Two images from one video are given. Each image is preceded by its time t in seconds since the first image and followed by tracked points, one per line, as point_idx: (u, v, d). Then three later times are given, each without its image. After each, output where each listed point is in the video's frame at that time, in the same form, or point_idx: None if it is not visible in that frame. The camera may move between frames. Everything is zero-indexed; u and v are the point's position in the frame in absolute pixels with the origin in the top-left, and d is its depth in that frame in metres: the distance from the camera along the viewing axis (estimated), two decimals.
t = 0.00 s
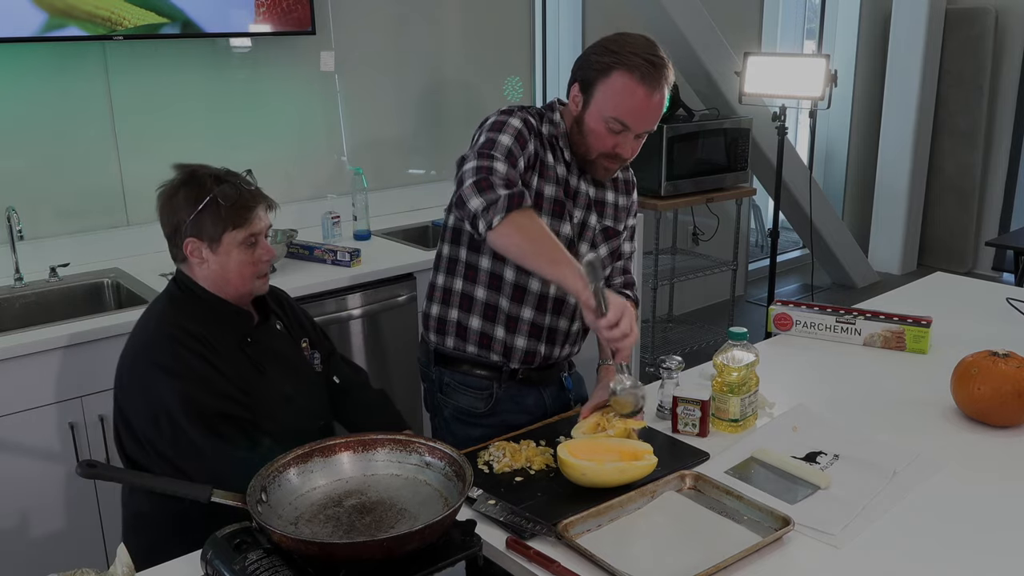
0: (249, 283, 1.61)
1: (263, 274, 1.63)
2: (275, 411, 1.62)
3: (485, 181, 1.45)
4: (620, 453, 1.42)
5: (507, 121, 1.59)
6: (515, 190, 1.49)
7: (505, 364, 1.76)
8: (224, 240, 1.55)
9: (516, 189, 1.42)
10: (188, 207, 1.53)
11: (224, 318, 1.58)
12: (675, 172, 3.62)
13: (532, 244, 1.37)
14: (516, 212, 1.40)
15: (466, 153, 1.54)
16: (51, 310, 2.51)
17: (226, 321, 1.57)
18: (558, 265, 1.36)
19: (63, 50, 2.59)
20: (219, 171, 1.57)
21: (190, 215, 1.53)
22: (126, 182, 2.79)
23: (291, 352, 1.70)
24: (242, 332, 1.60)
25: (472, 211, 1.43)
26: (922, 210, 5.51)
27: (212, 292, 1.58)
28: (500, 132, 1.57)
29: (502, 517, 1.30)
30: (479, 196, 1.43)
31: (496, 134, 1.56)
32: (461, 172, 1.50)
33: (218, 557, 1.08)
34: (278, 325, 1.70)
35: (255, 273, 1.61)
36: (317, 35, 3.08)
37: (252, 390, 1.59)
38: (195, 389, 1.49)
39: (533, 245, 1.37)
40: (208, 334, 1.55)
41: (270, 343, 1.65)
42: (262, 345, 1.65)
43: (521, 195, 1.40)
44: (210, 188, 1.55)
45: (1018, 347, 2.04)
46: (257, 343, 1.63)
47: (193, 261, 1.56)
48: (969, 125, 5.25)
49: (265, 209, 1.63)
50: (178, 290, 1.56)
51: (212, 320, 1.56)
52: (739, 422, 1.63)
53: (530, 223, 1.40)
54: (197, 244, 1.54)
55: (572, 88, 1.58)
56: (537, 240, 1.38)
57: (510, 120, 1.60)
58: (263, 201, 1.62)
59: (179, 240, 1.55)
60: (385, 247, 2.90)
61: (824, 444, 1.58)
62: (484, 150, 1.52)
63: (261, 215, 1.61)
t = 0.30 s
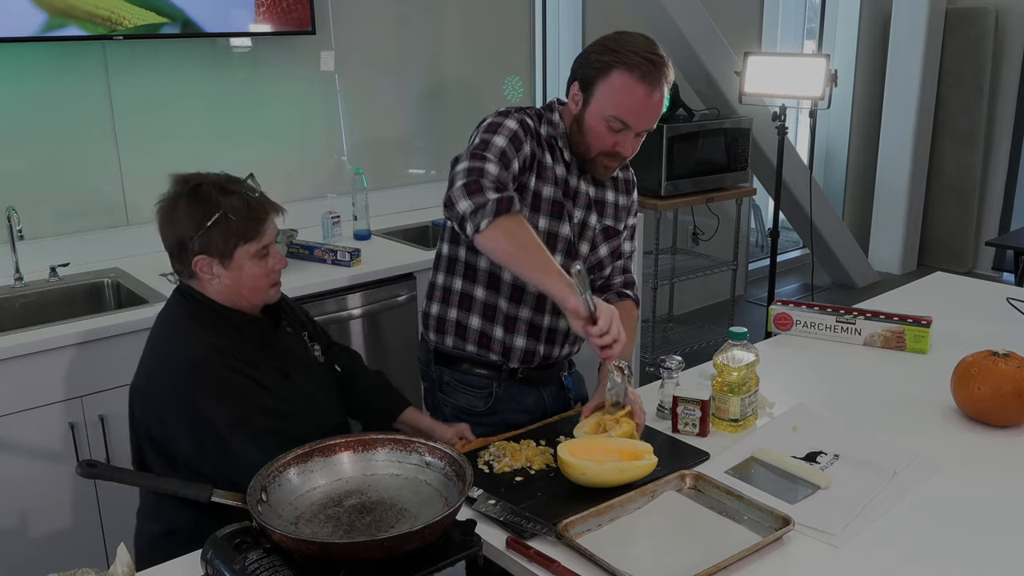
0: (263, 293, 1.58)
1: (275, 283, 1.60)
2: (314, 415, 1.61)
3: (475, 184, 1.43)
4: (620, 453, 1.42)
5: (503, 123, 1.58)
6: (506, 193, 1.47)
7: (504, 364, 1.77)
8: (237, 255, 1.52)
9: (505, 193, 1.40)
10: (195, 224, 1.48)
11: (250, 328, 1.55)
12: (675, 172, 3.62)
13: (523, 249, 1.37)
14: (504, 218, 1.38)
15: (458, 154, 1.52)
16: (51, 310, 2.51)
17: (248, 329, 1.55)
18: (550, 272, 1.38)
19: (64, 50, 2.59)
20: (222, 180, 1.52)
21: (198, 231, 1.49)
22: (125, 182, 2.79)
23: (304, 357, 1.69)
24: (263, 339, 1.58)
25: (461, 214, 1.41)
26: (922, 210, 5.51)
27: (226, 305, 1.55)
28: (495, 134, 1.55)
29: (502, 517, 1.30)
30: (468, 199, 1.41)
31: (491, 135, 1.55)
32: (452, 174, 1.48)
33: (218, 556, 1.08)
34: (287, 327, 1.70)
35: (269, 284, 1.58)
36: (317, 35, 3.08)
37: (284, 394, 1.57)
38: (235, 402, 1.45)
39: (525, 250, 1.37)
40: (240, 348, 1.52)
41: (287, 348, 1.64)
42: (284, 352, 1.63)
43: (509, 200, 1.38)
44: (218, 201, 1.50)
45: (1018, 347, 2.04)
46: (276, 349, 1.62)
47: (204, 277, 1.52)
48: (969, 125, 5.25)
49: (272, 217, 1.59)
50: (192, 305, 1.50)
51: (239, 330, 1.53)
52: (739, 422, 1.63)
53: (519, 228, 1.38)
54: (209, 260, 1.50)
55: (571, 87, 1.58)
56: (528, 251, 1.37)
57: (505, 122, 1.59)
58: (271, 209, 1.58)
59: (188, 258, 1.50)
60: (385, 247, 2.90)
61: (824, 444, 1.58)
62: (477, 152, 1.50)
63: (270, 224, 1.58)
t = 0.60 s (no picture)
0: (265, 298, 1.58)
1: (275, 287, 1.60)
2: (326, 411, 1.64)
3: (476, 194, 1.47)
4: (620, 453, 1.42)
5: (501, 125, 1.59)
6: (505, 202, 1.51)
7: (503, 364, 1.77)
8: (238, 262, 1.51)
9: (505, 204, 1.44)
10: (193, 233, 1.47)
11: (258, 331, 1.57)
12: (675, 172, 3.62)
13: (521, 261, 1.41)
14: (504, 229, 1.42)
15: (457, 160, 1.54)
16: (51, 310, 2.51)
17: (254, 330, 1.56)
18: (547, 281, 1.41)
19: (64, 51, 2.59)
20: (218, 186, 1.51)
21: (196, 240, 1.48)
22: (126, 182, 2.80)
23: (308, 353, 1.70)
24: (269, 341, 1.59)
25: (461, 223, 1.45)
26: (922, 210, 5.51)
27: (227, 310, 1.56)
28: (493, 138, 1.56)
29: (502, 517, 1.30)
30: (469, 208, 1.46)
31: (489, 140, 1.56)
32: (452, 180, 1.51)
33: (218, 557, 1.08)
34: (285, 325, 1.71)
35: (269, 289, 1.58)
36: (317, 35, 3.08)
37: (295, 393, 1.59)
38: (248, 403, 1.46)
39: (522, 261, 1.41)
40: (251, 350, 1.53)
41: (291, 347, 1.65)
42: (291, 351, 1.65)
43: (508, 212, 1.42)
44: (217, 208, 1.49)
45: (1017, 347, 2.04)
46: (283, 347, 1.63)
47: (204, 286, 1.52)
48: (969, 125, 5.25)
49: (272, 221, 1.58)
50: (193, 311, 1.50)
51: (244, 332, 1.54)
52: (739, 422, 1.63)
53: (517, 237, 1.43)
54: (208, 269, 1.50)
55: (570, 89, 1.58)
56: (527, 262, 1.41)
57: (503, 125, 1.59)
58: (270, 214, 1.57)
59: (187, 267, 1.49)
60: (385, 247, 2.90)
61: (824, 444, 1.58)
62: (476, 157, 1.52)
63: (269, 228, 1.57)
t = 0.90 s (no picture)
0: (261, 296, 1.58)
1: (270, 286, 1.60)
2: (327, 407, 1.65)
3: (484, 204, 1.44)
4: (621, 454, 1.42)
5: (504, 128, 1.58)
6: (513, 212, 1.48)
7: (504, 365, 1.77)
8: (232, 261, 1.51)
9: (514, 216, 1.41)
10: (186, 232, 1.47)
11: (258, 332, 1.57)
12: (675, 172, 3.62)
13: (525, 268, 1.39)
14: (511, 241, 1.39)
15: (463, 165, 1.52)
16: (51, 310, 2.51)
17: (253, 331, 1.56)
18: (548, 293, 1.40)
19: (64, 50, 2.59)
20: (211, 185, 1.50)
21: (191, 239, 1.48)
22: (126, 182, 2.80)
23: (306, 352, 1.70)
24: (268, 340, 1.59)
25: (467, 232, 1.42)
26: (922, 210, 5.51)
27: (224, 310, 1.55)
28: (496, 141, 1.56)
29: (502, 517, 1.30)
30: (476, 218, 1.42)
31: (493, 143, 1.56)
32: (459, 187, 1.48)
33: (218, 556, 1.08)
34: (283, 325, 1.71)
35: (264, 288, 1.58)
36: (317, 35, 3.08)
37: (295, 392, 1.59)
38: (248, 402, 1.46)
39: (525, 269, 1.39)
40: (251, 350, 1.53)
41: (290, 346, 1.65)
42: (290, 349, 1.65)
43: (517, 225, 1.39)
44: (211, 207, 1.49)
45: (1017, 347, 2.04)
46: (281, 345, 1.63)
47: (199, 285, 1.51)
48: (969, 125, 5.25)
49: (267, 219, 1.58)
50: (192, 313, 1.50)
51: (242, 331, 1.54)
52: (739, 422, 1.63)
53: (523, 251, 1.40)
54: (203, 268, 1.49)
55: (572, 91, 1.58)
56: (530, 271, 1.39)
57: (506, 127, 1.59)
58: (265, 212, 1.57)
59: (182, 266, 1.49)
60: (385, 247, 2.90)
61: (824, 444, 1.58)
62: (482, 163, 1.51)
63: (264, 227, 1.56)
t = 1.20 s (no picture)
0: (259, 295, 1.58)
1: (269, 284, 1.60)
2: (326, 407, 1.65)
3: (495, 208, 1.42)
4: (621, 454, 1.42)
5: (512, 132, 1.56)
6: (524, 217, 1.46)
7: (505, 365, 1.77)
8: (232, 259, 1.51)
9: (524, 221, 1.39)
10: (185, 230, 1.47)
11: (257, 330, 1.57)
12: (675, 172, 3.62)
13: (529, 278, 1.37)
14: (520, 246, 1.38)
15: (473, 169, 1.50)
16: (51, 310, 2.51)
17: (251, 331, 1.56)
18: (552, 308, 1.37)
19: (64, 51, 2.59)
20: (209, 184, 1.51)
21: (189, 237, 1.48)
22: (126, 182, 2.80)
23: (304, 352, 1.70)
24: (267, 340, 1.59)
25: (476, 237, 1.41)
26: (922, 211, 5.51)
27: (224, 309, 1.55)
28: (506, 146, 1.54)
29: (503, 517, 1.30)
30: (486, 222, 1.41)
31: (502, 147, 1.54)
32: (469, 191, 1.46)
33: (218, 556, 1.08)
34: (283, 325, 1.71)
35: (264, 286, 1.58)
36: (317, 35, 3.08)
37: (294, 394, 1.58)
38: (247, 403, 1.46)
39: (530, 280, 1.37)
40: (250, 350, 1.53)
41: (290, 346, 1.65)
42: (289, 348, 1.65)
43: (528, 230, 1.38)
44: (209, 206, 1.49)
45: (1017, 347, 2.04)
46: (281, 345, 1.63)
47: (199, 283, 1.52)
48: (969, 125, 5.25)
49: (266, 218, 1.58)
50: (192, 312, 1.50)
51: (242, 332, 1.54)
52: (739, 422, 1.63)
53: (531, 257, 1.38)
54: (203, 266, 1.49)
55: (577, 94, 1.58)
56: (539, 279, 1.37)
57: (514, 130, 1.57)
58: (264, 210, 1.57)
59: (180, 264, 1.49)
60: (385, 247, 2.90)
61: (824, 444, 1.58)
62: (492, 168, 1.49)
63: (263, 226, 1.57)
